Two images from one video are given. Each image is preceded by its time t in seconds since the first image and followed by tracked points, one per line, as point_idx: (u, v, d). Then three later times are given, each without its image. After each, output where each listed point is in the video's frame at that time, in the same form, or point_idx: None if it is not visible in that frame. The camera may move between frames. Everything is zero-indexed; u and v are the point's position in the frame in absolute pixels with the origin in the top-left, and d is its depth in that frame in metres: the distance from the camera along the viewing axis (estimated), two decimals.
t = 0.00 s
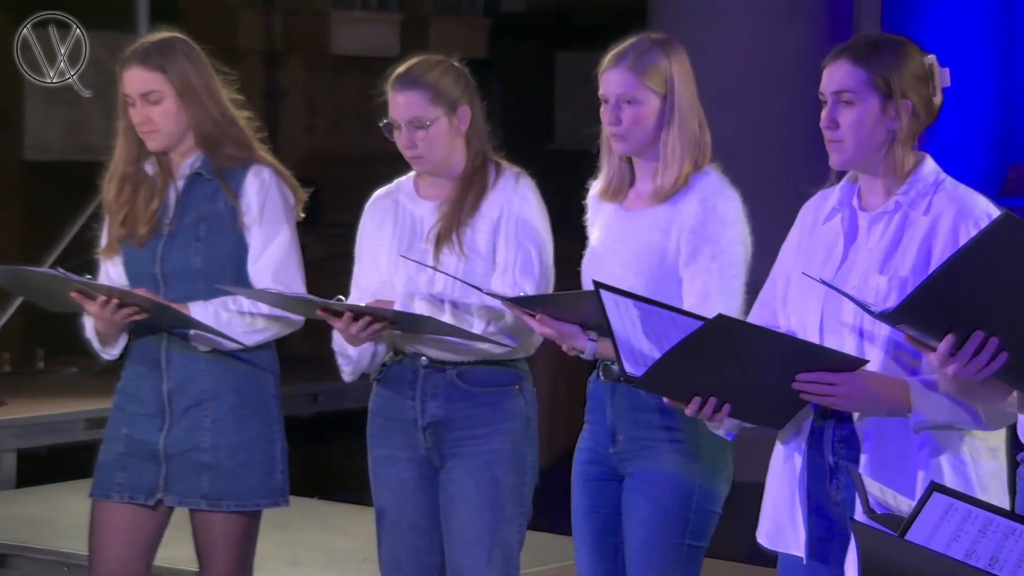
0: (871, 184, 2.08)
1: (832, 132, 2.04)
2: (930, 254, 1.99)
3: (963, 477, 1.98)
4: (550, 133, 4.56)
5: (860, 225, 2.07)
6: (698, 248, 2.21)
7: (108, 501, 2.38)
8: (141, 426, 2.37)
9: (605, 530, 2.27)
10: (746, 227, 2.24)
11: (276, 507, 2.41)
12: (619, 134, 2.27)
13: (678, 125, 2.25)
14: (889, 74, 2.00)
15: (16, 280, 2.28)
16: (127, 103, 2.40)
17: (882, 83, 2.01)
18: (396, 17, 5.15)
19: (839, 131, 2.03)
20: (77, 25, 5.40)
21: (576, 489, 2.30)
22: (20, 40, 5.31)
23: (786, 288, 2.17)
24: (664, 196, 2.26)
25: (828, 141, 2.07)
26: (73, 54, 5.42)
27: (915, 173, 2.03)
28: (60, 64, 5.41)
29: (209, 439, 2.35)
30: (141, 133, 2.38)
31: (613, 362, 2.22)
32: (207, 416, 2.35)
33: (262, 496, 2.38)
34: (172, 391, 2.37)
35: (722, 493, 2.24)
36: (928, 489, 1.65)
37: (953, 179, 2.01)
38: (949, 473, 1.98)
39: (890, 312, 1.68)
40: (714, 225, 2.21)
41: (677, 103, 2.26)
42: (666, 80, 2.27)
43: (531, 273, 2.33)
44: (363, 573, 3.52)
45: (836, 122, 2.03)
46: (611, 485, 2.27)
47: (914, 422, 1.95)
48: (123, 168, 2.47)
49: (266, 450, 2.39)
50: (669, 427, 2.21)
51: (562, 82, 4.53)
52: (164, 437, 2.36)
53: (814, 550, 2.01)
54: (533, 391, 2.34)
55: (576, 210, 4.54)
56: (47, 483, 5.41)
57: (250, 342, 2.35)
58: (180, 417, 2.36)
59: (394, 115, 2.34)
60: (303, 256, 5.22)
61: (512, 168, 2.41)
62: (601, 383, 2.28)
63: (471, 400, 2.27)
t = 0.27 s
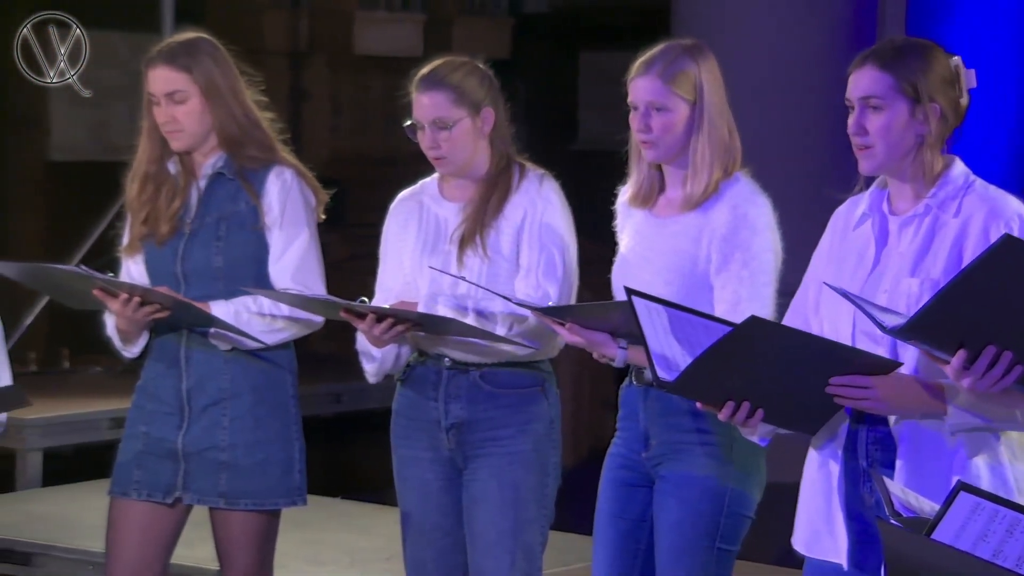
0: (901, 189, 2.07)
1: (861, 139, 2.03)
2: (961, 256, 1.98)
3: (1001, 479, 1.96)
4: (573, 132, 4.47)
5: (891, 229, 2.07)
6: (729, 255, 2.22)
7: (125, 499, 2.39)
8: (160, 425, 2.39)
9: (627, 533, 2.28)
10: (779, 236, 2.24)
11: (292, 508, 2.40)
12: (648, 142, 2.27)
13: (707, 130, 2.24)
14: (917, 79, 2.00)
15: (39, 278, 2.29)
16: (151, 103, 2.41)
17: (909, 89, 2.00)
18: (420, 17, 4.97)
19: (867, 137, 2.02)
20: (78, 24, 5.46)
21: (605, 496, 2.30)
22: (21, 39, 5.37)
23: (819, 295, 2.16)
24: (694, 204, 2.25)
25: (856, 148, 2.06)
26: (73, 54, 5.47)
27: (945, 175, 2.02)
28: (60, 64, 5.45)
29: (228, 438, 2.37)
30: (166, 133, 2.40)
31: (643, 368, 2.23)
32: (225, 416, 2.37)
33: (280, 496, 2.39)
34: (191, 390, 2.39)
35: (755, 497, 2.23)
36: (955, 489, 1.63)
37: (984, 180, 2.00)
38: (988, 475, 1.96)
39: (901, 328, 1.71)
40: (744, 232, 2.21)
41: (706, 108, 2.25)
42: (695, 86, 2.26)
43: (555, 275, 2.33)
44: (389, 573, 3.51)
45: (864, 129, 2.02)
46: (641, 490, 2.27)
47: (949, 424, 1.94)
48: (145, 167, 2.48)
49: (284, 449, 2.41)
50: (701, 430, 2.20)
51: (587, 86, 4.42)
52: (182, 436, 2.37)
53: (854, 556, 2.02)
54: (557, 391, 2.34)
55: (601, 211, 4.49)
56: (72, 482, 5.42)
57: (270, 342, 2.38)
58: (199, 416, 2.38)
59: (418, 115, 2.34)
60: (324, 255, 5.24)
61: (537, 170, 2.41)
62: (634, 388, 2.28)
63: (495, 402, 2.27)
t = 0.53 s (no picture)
0: (922, 190, 2.06)
1: (882, 137, 2.04)
2: (980, 258, 1.97)
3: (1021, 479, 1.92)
4: (596, 133, 4.47)
5: (911, 230, 2.07)
6: (756, 252, 2.22)
7: (140, 498, 2.39)
8: (173, 423, 2.40)
9: (652, 534, 2.28)
10: (802, 234, 2.24)
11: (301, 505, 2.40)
12: (676, 136, 2.27)
13: (734, 127, 2.24)
14: (942, 79, 2.00)
15: (57, 280, 2.31)
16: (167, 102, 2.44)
17: (934, 89, 2.00)
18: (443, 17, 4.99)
19: (889, 135, 2.02)
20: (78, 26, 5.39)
21: (626, 495, 2.30)
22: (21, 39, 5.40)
23: (840, 295, 2.17)
24: (720, 200, 2.25)
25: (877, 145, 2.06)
26: (73, 55, 5.42)
27: (965, 176, 2.01)
28: (61, 64, 5.44)
29: (241, 437, 2.38)
30: (181, 132, 2.43)
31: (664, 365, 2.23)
32: (237, 414, 2.38)
33: (292, 494, 2.39)
34: (203, 388, 2.40)
35: (778, 492, 2.23)
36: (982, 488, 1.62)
37: (1004, 180, 1.99)
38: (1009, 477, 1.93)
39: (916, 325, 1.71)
40: (771, 231, 2.21)
41: (734, 105, 2.25)
42: (723, 82, 2.26)
43: (581, 274, 2.32)
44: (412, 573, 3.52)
45: (886, 126, 2.02)
46: (663, 490, 2.27)
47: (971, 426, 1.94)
48: (159, 165, 2.50)
49: (296, 447, 2.42)
50: (720, 429, 2.20)
51: (609, 84, 4.42)
52: (195, 434, 2.38)
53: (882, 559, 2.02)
54: (583, 390, 2.35)
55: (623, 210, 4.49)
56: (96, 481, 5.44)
57: (286, 342, 2.39)
58: (211, 414, 2.39)
59: (446, 114, 2.35)
60: (349, 255, 5.23)
61: (563, 169, 2.41)
62: (652, 385, 2.28)
63: (521, 401, 2.27)
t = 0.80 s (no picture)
0: (937, 184, 2.06)
1: (899, 125, 2.04)
2: (995, 257, 1.96)
3: None
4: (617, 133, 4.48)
5: (926, 230, 2.06)
6: (777, 249, 2.22)
7: (154, 496, 2.40)
8: (183, 422, 2.41)
9: (677, 531, 2.28)
10: (823, 232, 2.24)
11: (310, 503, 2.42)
12: (699, 129, 2.27)
13: (759, 123, 2.24)
14: (965, 74, 1.99)
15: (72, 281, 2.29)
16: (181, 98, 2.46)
17: (957, 83, 2.00)
18: (465, 17, 4.94)
19: (906, 124, 2.02)
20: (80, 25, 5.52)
21: (644, 495, 2.31)
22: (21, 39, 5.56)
23: (857, 295, 2.17)
24: (742, 195, 2.25)
25: (893, 135, 2.06)
26: (73, 54, 5.55)
27: (980, 173, 2.01)
28: (63, 64, 5.56)
29: (252, 435, 2.38)
30: (195, 128, 2.44)
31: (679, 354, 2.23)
32: (248, 413, 2.39)
33: (301, 492, 2.40)
34: (213, 387, 2.41)
35: (796, 488, 2.24)
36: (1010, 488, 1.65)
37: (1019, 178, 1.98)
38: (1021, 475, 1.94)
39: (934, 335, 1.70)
40: (794, 228, 2.22)
41: (758, 100, 2.25)
42: (749, 77, 2.26)
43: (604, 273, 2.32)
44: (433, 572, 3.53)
45: (903, 115, 2.02)
46: (682, 489, 2.28)
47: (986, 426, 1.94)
48: (170, 162, 2.52)
49: (304, 446, 2.43)
50: (735, 428, 2.21)
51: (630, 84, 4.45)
52: (206, 433, 2.39)
53: (892, 557, 2.03)
54: (608, 386, 2.36)
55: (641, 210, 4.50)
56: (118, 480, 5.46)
57: (303, 338, 2.39)
58: (222, 413, 2.39)
59: (473, 109, 2.36)
60: (370, 255, 5.23)
61: (588, 170, 2.41)
62: (670, 383, 2.27)
63: (546, 400, 2.28)
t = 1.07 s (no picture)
0: (967, 184, 2.05)
1: (930, 119, 2.02)
2: None
3: None
4: (641, 134, 4.48)
5: (955, 229, 2.05)
6: (805, 249, 2.21)
7: (166, 497, 2.41)
8: (195, 422, 2.42)
9: (698, 532, 2.27)
10: (847, 232, 2.23)
11: (319, 503, 2.43)
12: (721, 128, 2.27)
13: (780, 123, 2.24)
14: (1001, 71, 1.98)
15: (93, 285, 2.30)
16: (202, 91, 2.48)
17: (991, 79, 1.99)
18: (489, 17, 4.93)
19: (938, 118, 2.01)
20: (78, 25, 5.73)
21: (664, 496, 2.31)
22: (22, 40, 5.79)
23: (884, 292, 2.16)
24: (767, 195, 2.25)
25: (923, 129, 2.05)
26: (73, 54, 5.74)
27: (1012, 173, 2.00)
28: (61, 64, 5.75)
29: (265, 434, 2.40)
30: (214, 120, 2.46)
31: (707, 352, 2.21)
32: (262, 412, 2.41)
33: (311, 491, 2.41)
34: (226, 388, 2.41)
35: (818, 487, 2.23)
36: None
37: None
38: None
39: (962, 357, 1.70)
40: (821, 228, 2.21)
41: (780, 99, 2.24)
42: (770, 77, 2.25)
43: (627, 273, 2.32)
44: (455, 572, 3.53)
45: (936, 109, 2.01)
46: (703, 490, 2.27)
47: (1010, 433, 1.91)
48: (182, 160, 2.52)
49: (314, 445, 2.44)
50: (760, 427, 2.20)
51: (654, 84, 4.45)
52: (219, 432, 2.40)
53: (910, 556, 2.03)
54: (630, 385, 2.35)
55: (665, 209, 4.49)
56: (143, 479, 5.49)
57: (320, 339, 2.41)
58: (235, 413, 2.40)
59: (498, 108, 2.36)
60: (394, 255, 5.22)
61: (612, 171, 2.41)
62: (691, 384, 2.27)
63: (568, 399, 2.28)
